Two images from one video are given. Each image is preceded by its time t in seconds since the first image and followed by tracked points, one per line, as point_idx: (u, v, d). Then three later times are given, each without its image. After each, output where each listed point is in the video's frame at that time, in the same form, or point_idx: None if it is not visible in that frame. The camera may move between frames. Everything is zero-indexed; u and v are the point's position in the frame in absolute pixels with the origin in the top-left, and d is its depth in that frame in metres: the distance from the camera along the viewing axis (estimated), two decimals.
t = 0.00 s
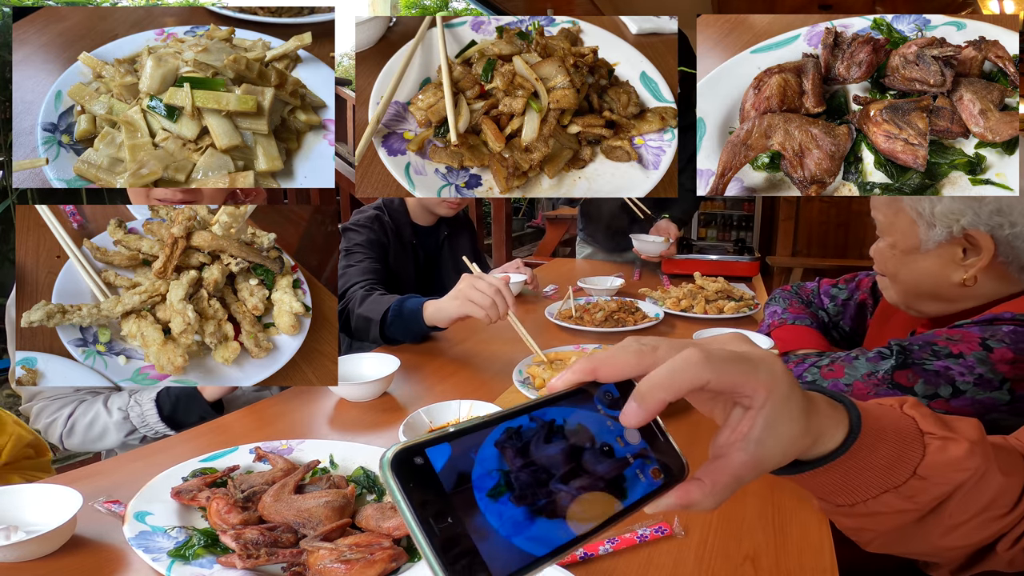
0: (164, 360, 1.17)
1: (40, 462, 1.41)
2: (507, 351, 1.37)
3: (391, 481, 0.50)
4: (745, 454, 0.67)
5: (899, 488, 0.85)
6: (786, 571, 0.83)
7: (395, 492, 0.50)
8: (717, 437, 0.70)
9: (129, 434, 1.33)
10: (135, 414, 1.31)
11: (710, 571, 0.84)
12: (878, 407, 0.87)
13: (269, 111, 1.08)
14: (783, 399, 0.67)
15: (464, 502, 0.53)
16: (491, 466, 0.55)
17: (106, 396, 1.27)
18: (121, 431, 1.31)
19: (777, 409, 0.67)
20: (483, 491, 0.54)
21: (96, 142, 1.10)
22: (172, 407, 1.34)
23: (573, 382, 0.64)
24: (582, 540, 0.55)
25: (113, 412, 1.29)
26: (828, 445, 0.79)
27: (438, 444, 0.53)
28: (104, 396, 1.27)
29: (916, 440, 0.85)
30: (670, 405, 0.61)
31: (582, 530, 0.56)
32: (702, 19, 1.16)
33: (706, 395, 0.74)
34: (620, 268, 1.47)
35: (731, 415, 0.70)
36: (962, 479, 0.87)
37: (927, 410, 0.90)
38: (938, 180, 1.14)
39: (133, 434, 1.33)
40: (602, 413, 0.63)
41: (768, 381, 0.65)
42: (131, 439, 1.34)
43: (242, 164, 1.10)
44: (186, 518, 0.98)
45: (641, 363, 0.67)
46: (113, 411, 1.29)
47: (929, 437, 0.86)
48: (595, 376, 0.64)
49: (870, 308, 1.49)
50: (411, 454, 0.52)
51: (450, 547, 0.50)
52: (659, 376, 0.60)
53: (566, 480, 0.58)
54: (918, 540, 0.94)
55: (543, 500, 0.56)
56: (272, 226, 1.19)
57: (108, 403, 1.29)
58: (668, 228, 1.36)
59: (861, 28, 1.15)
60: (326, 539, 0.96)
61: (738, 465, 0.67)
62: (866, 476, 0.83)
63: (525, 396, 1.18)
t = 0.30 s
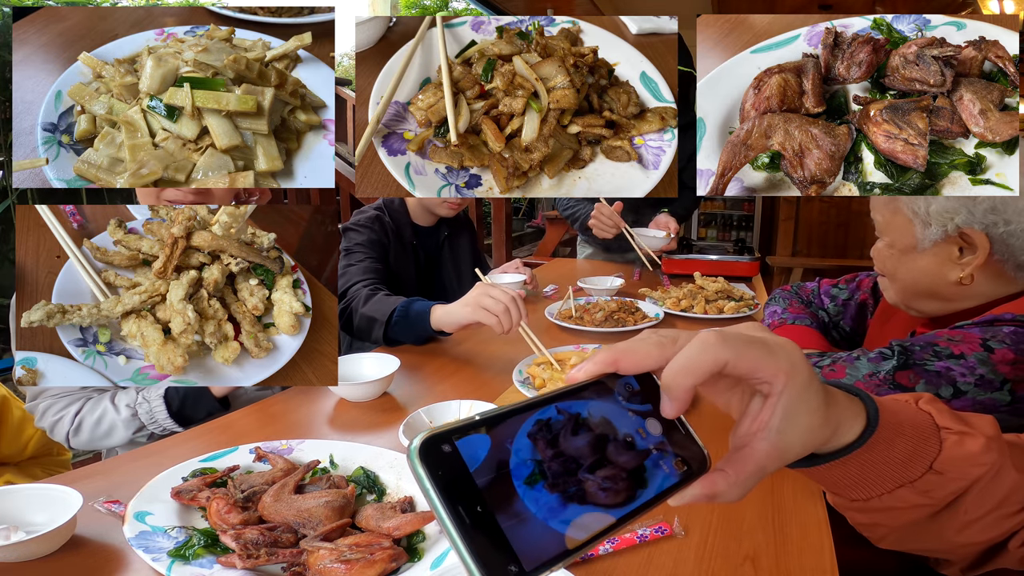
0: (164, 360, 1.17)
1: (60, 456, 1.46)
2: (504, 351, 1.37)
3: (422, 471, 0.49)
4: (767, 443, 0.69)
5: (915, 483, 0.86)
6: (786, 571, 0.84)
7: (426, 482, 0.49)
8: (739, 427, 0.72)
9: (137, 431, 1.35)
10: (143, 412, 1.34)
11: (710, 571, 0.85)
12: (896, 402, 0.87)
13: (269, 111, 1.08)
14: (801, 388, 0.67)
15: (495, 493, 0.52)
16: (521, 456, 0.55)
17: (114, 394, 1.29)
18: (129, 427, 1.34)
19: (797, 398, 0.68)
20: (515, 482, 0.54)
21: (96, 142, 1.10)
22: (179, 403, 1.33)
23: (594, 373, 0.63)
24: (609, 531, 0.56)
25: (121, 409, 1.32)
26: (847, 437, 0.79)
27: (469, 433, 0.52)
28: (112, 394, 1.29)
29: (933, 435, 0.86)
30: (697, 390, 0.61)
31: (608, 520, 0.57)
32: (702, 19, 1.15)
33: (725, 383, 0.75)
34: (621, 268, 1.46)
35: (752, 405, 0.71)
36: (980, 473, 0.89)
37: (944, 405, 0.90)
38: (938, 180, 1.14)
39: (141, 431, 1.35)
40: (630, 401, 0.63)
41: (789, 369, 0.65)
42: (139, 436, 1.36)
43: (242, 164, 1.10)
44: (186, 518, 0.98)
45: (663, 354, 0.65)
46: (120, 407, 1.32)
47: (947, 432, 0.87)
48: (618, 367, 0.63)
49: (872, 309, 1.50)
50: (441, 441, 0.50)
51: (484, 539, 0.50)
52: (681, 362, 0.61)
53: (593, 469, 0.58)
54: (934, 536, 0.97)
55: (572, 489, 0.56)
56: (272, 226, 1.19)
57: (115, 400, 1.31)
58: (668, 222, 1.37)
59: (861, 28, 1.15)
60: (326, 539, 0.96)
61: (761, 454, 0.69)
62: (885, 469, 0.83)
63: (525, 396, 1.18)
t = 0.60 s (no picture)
0: (164, 360, 1.17)
1: (69, 460, 1.48)
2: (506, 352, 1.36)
3: (423, 471, 0.50)
4: (769, 444, 0.69)
5: (913, 483, 0.86)
6: (787, 571, 0.84)
7: (428, 483, 0.49)
8: (739, 428, 0.72)
9: (140, 431, 1.34)
10: (145, 412, 1.32)
11: (710, 571, 0.85)
12: (895, 403, 0.87)
13: (269, 111, 1.08)
14: (804, 386, 0.68)
15: (496, 494, 0.53)
16: (521, 457, 0.55)
17: (116, 394, 1.29)
18: (132, 428, 1.33)
19: (800, 398, 0.69)
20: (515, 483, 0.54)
21: (95, 142, 1.10)
22: (182, 402, 1.33)
23: (596, 373, 0.63)
24: (610, 534, 0.56)
25: (124, 409, 1.31)
26: (847, 437, 0.79)
27: (470, 434, 0.53)
28: (114, 394, 1.29)
29: (932, 435, 0.86)
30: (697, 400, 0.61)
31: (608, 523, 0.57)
32: (702, 19, 1.16)
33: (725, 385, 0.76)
34: (621, 268, 1.42)
35: (754, 406, 0.72)
36: (979, 473, 0.89)
37: (942, 406, 0.90)
38: (938, 180, 1.14)
39: (144, 430, 1.34)
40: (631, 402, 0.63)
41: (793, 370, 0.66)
42: (143, 437, 1.35)
43: (242, 164, 1.10)
44: (186, 518, 0.98)
45: (664, 354, 0.65)
46: (123, 408, 1.31)
47: (945, 433, 0.87)
48: (619, 367, 0.63)
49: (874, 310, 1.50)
50: (442, 442, 0.51)
51: (484, 540, 0.50)
52: (682, 372, 0.61)
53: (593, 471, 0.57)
54: (932, 536, 0.97)
55: (572, 490, 0.56)
56: (272, 226, 1.19)
57: (117, 400, 1.31)
58: (673, 221, 1.33)
59: (861, 28, 1.15)
60: (326, 539, 0.96)
61: (762, 454, 0.69)
62: (884, 469, 0.84)
63: (525, 396, 1.18)
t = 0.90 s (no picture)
0: (164, 360, 1.17)
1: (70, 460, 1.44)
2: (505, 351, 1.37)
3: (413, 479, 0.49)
4: (763, 446, 0.71)
5: (908, 484, 0.86)
6: (786, 572, 0.84)
7: (415, 490, 0.49)
8: (732, 430, 0.74)
9: (141, 432, 1.34)
10: (146, 413, 1.33)
11: (709, 571, 0.85)
12: (889, 403, 0.87)
13: (269, 111, 1.08)
14: (798, 389, 0.69)
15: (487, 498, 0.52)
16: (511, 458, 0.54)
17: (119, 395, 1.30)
18: (132, 429, 1.33)
19: (794, 401, 0.69)
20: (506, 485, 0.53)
21: (95, 142, 1.10)
22: (184, 403, 1.33)
23: (587, 378, 0.64)
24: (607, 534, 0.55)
25: (126, 411, 1.32)
26: (841, 439, 0.79)
27: (459, 438, 0.52)
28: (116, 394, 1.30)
29: (926, 436, 0.86)
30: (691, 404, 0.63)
31: (603, 523, 0.56)
32: (702, 19, 1.15)
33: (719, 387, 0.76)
34: (621, 267, 1.49)
35: (746, 408, 0.72)
36: (972, 475, 0.89)
37: (938, 407, 0.90)
38: (938, 180, 1.14)
39: (145, 431, 1.34)
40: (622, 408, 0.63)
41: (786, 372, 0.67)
42: (144, 438, 1.34)
43: (242, 164, 1.10)
44: (186, 518, 0.98)
45: (659, 357, 0.67)
46: (124, 410, 1.32)
47: (939, 433, 0.87)
48: (612, 370, 0.65)
49: (874, 310, 1.51)
50: (431, 449, 0.51)
51: (478, 545, 0.49)
52: (673, 379, 0.62)
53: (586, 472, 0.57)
54: (927, 537, 0.97)
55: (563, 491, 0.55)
56: (272, 226, 1.19)
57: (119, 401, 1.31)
58: (674, 222, 1.37)
59: (861, 28, 1.15)
60: (326, 539, 0.96)
61: (756, 457, 0.71)
62: (880, 470, 0.83)
63: (525, 396, 1.18)
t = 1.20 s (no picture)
0: (164, 360, 1.17)
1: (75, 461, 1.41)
2: (504, 350, 1.37)
3: (462, 444, 0.48)
4: (800, 432, 0.67)
5: (940, 478, 0.86)
6: (786, 572, 0.84)
7: (465, 455, 0.47)
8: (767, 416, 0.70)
9: (141, 432, 1.34)
10: (145, 414, 1.32)
11: (710, 571, 0.84)
12: (924, 398, 0.87)
13: (269, 111, 1.08)
14: (841, 376, 0.66)
15: (530, 466, 0.50)
16: (554, 428, 0.52)
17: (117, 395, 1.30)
18: (133, 430, 1.33)
19: (834, 388, 0.66)
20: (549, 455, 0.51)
21: (95, 142, 1.10)
22: (182, 404, 1.33)
23: (629, 352, 0.57)
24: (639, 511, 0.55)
25: (124, 411, 1.32)
26: (878, 431, 0.77)
27: (507, 405, 0.50)
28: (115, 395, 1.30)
29: (962, 432, 0.86)
30: (739, 369, 0.60)
31: (639, 496, 0.55)
32: (702, 19, 1.15)
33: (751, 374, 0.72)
34: (620, 268, 1.45)
35: (784, 394, 0.69)
36: (974, 476, 0.89)
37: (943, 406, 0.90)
38: (938, 180, 1.14)
39: (145, 432, 1.34)
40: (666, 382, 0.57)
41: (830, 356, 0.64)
42: (144, 438, 1.35)
43: (242, 164, 1.10)
44: (186, 518, 0.98)
45: (702, 337, 0.60)
46: (123, 411, 1.31)
47: (975, 429, 0.87)
48: (655, 347, 0.58)
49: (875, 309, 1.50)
50: (480, 415, 0.49)
51: (517, 515, 0.48)
52: (723, 340, 0.60)
53: (623, 444, 0.54)
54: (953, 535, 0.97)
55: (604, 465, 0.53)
56: (272, 226, 1.19)
57: (117, 402, 1.31)
58: (672, 224, 1.34)
59: (861, 28, 1.15)
60: (326, 539, 0.96)
61: (791, 443, 0.67)
62: (914, 463, 0.84)
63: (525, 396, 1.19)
